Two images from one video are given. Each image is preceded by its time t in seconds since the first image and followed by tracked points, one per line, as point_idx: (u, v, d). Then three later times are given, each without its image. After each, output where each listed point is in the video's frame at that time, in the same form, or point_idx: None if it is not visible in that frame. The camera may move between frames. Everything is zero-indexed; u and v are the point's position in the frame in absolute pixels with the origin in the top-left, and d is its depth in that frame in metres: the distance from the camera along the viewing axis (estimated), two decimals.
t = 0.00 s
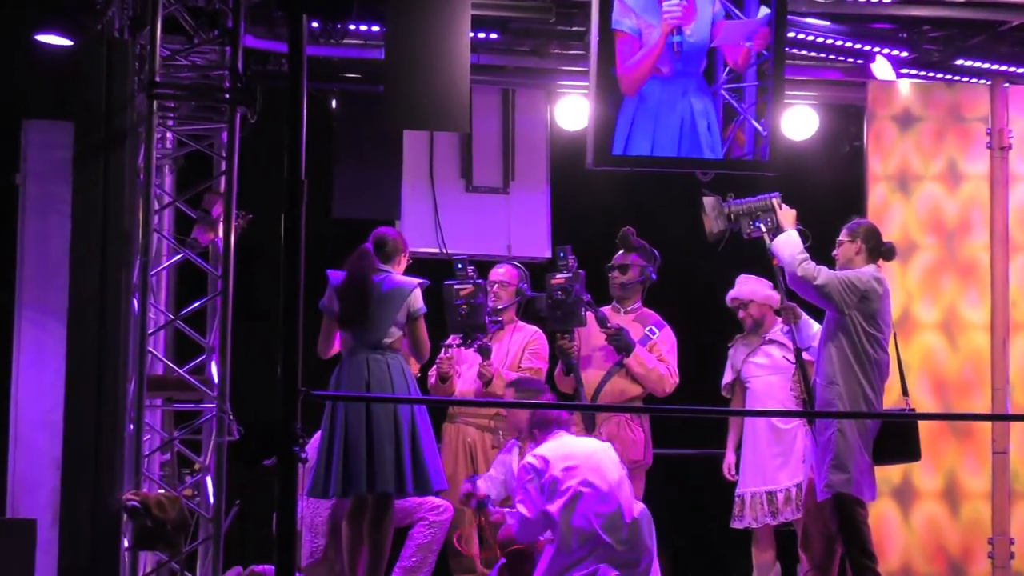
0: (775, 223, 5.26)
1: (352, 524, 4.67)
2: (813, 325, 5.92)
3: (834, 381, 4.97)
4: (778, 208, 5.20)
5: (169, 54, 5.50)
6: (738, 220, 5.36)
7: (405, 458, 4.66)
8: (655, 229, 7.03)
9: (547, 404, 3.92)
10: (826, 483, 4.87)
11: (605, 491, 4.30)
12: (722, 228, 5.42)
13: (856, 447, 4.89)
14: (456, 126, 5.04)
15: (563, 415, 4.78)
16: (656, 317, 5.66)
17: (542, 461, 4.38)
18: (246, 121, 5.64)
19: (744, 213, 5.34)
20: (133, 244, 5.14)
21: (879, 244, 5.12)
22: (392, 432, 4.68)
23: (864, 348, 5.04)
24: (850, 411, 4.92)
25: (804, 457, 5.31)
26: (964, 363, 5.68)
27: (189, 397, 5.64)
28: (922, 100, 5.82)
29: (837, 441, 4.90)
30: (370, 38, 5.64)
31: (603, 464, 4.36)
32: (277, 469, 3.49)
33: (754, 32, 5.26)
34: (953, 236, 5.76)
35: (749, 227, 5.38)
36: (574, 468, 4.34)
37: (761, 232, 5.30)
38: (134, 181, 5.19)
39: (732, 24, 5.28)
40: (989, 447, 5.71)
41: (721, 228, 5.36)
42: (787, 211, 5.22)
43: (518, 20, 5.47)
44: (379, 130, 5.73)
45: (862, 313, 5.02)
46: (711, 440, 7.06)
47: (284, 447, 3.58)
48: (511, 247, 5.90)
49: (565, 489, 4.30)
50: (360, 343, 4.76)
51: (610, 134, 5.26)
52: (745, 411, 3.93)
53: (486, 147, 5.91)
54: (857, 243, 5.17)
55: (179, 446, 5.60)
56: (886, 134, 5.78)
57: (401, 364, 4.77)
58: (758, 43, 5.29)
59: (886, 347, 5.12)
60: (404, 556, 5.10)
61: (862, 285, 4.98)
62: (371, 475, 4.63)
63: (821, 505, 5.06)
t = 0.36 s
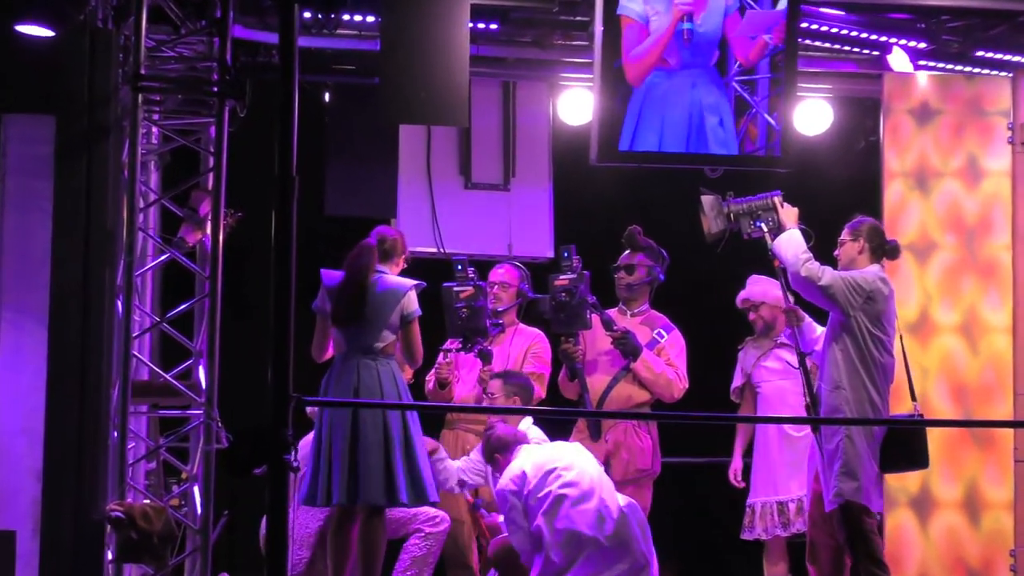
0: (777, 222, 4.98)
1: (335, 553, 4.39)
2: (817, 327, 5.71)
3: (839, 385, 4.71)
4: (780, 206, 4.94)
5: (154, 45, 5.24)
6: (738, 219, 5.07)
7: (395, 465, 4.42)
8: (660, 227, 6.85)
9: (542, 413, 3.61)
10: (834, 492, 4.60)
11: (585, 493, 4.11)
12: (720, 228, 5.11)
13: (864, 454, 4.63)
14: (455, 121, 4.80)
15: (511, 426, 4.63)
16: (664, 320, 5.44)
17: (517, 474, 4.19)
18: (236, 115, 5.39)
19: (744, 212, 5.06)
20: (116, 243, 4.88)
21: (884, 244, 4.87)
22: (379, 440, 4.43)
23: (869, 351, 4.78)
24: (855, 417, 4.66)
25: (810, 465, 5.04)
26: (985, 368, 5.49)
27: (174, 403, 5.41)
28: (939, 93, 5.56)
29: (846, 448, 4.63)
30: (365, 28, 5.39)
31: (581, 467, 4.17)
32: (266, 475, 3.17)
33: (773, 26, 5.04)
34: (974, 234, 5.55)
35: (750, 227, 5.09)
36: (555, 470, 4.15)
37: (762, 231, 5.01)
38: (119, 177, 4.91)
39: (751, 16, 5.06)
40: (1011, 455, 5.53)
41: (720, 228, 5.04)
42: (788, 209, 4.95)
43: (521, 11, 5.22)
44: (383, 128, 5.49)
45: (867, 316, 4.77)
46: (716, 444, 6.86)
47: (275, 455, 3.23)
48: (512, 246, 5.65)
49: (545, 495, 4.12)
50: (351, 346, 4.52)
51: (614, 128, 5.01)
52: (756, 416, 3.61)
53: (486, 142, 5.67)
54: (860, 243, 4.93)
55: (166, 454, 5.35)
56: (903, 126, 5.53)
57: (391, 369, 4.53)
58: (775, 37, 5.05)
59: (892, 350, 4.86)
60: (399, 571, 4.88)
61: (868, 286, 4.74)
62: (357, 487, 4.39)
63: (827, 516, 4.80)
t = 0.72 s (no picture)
0: (779, 211, 4.73)
1: (317, 567, 4.19)
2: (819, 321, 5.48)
3: (839, 382, 4.47)
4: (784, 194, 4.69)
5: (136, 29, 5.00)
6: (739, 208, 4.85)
7: (371, 472, 4.19)
8: (662, 216, 6.69)
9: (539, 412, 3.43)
10: (830, 493, 4.36)
11: (566, 491, 3.41)
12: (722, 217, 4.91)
13: (863, 455, 4.39)
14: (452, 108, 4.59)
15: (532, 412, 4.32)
16: (667, 316, 5.21)
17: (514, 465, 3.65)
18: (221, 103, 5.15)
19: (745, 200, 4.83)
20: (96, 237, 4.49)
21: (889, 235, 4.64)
22: (354, 451, 4.21)
23: (870, 347, 4.55)
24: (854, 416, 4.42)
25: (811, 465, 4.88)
26: (1004, 364, 5.33)
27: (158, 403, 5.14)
28: (956, 78, 5.44)
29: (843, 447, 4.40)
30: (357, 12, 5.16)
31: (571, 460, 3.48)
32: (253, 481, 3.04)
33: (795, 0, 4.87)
34: (992, 224, 5.41)
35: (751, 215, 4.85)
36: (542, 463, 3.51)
37: (764, 220, 4.77)
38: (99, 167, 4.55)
39: None
40: None
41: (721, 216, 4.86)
42: (792, 198, 4.70)
43: None
44: (365, 110, 5.26)
45: (870, 311, 4.54)
46: (719, 442, 6.67)
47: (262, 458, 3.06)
48: (510, 239, 5.42)
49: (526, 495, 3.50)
50: (335, 354, 4.29)
51: (626, 116, 4.79)
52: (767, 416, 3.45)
53: (483, 131, 5.44)
54: (864, 233, 4.69)
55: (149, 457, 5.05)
56: (916, 115, 5.41)
57: (374, 378, 4.29)
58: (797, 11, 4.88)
59: (894, 347, 4.63)
60: None
61: (871, 279, 4.50)
62: (330, 499, 4.17)
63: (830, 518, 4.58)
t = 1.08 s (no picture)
0: (777, 206, 4.54)
1: None
2: (818, 322, 5.23)
3: (840, 385, 4.25)
4: (783, 188, 4.51)
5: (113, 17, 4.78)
6: (735, 203, 4.63)
7: (337, 489, 4.03)
8: (658, 211, 6.50)
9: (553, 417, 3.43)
10: (831, 500, 4.12)
11: (588, 527, 3.97)
12: (717, 211, 4.66)
13: (865, 460, 4.15)
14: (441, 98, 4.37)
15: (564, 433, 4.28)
16: (657, 313, 4.99)
17: (558, 464, 4.11)
18: (203, 94, 4.93)
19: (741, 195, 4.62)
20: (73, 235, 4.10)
21: (893, 230, 4.43)
22: (321, 466, 4.06)
23: (872, 348, 4.32)
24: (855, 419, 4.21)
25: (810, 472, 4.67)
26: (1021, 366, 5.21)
27: (138, 409, 4.90)
28: (970, 67, 5.31)
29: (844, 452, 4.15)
30: None
31: (586, 517, 3.99)
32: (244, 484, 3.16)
33: None
34: (1008, 219, 5.29)
35: (746, 211, 4.64)
36: (571, 486, 4.04)
37: (761, 216, 4.56)
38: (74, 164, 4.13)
39: None
40: None
41: (717, 211, 4.61)
42: (791, 192, 4.51)
43: None
44: (353, 103, 5.04)
45: (872, 310, 4.32)
46: (716, 443, 6.47)
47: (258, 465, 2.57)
48: (505, 236, 5.20)
49: (546, 511, 4.05)
50: (314, 361, 4.15)
51: (626, 111, 4.68)
52: (767, 421, 3.39)
53: (476, 122, 5.22)
54: (867, 229, 4.49)
55: (128, 464, 4.80)
56: (931, 105, 5.29)
57: (351, 389, 4.14)
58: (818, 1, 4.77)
59: (896, 348, 4.41)
60: None
61: (874, 277, 4.30)
62: (299, 516, 4.03)
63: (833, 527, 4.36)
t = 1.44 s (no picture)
0: (785, 203, 4.35)
1: None
2: (830, 324, 4.97)
3: (859, 390, 4.03)
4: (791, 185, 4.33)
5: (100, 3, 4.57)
6: (740, 201, 4.47)
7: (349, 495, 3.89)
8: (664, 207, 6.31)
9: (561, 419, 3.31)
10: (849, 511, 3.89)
11: (576, 543, 3.80)
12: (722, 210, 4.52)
13: (884, 470, 3.92)
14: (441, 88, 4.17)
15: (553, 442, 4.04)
16: (654, 312, 4.78)
17: (543, 471, 3.92)
18: (193, 84, 4.72)
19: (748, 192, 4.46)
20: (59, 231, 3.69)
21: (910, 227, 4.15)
22: (331, 470, 3.91)
23: (892, 350, 4.11)
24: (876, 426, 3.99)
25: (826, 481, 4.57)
26: None
27: (126, 414, 4.69)
28: (995, 56, 5.11)
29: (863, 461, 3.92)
30: None
31: (574, 533, 3.80)
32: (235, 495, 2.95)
33: None
34: None
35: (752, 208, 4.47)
36: (556, 500, 3.85)
37: (768, 214, 4.38)
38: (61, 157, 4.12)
39: None
40: None
41: (722, 210, 4.46)
42: (800, 188, 4.29)
43: None
44: (352, 94, 4.88)
45: (891, 310, 4.10)
46: (720, 445, 6.29)
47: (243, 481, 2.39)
48: (509, 233, 4.99)
49: (531, 528, 3.86)
50: (314, 360, 3.96)
51: (636, 105, 4.48)
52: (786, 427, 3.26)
53: (479, 114, 5.01)
54: (881, 226, 4.22)
55: (114, 471, 4.59)
56: (954, 97, 5.09)
57: (354, 388, 3.95)
58: None
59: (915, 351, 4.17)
60: None
61: (891, 277, 4.07)
62: (303, 526, 3.85)
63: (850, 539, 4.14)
